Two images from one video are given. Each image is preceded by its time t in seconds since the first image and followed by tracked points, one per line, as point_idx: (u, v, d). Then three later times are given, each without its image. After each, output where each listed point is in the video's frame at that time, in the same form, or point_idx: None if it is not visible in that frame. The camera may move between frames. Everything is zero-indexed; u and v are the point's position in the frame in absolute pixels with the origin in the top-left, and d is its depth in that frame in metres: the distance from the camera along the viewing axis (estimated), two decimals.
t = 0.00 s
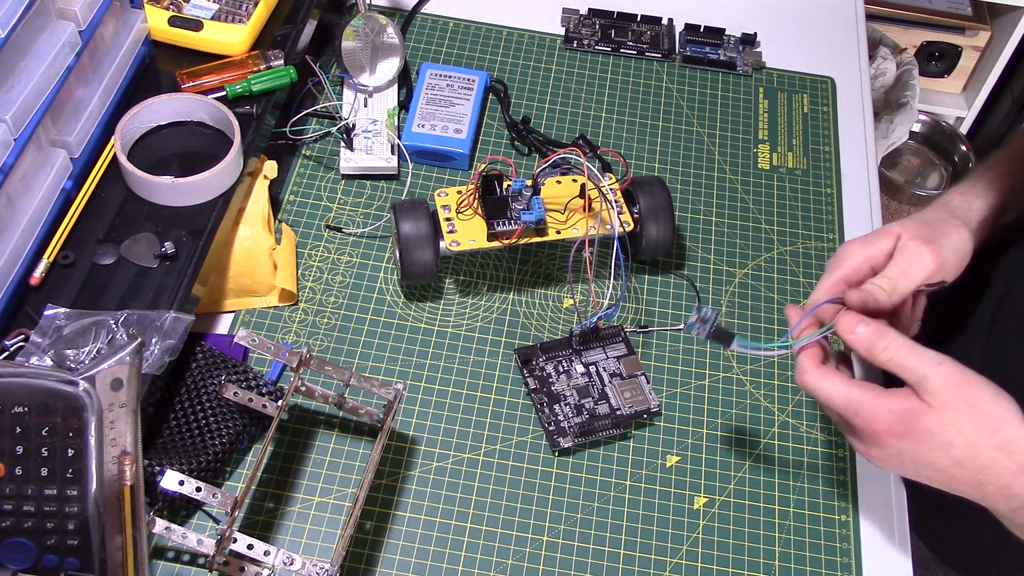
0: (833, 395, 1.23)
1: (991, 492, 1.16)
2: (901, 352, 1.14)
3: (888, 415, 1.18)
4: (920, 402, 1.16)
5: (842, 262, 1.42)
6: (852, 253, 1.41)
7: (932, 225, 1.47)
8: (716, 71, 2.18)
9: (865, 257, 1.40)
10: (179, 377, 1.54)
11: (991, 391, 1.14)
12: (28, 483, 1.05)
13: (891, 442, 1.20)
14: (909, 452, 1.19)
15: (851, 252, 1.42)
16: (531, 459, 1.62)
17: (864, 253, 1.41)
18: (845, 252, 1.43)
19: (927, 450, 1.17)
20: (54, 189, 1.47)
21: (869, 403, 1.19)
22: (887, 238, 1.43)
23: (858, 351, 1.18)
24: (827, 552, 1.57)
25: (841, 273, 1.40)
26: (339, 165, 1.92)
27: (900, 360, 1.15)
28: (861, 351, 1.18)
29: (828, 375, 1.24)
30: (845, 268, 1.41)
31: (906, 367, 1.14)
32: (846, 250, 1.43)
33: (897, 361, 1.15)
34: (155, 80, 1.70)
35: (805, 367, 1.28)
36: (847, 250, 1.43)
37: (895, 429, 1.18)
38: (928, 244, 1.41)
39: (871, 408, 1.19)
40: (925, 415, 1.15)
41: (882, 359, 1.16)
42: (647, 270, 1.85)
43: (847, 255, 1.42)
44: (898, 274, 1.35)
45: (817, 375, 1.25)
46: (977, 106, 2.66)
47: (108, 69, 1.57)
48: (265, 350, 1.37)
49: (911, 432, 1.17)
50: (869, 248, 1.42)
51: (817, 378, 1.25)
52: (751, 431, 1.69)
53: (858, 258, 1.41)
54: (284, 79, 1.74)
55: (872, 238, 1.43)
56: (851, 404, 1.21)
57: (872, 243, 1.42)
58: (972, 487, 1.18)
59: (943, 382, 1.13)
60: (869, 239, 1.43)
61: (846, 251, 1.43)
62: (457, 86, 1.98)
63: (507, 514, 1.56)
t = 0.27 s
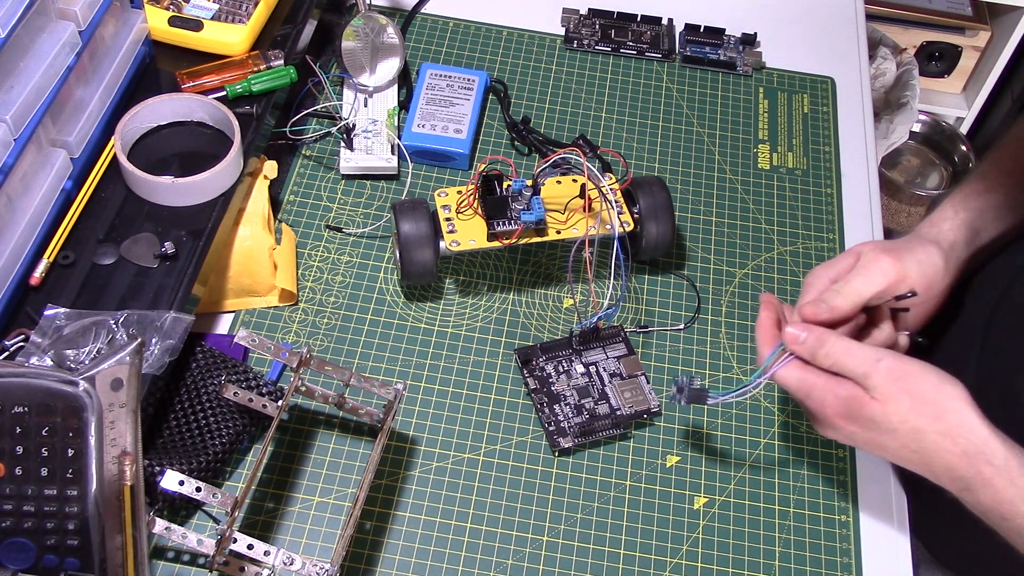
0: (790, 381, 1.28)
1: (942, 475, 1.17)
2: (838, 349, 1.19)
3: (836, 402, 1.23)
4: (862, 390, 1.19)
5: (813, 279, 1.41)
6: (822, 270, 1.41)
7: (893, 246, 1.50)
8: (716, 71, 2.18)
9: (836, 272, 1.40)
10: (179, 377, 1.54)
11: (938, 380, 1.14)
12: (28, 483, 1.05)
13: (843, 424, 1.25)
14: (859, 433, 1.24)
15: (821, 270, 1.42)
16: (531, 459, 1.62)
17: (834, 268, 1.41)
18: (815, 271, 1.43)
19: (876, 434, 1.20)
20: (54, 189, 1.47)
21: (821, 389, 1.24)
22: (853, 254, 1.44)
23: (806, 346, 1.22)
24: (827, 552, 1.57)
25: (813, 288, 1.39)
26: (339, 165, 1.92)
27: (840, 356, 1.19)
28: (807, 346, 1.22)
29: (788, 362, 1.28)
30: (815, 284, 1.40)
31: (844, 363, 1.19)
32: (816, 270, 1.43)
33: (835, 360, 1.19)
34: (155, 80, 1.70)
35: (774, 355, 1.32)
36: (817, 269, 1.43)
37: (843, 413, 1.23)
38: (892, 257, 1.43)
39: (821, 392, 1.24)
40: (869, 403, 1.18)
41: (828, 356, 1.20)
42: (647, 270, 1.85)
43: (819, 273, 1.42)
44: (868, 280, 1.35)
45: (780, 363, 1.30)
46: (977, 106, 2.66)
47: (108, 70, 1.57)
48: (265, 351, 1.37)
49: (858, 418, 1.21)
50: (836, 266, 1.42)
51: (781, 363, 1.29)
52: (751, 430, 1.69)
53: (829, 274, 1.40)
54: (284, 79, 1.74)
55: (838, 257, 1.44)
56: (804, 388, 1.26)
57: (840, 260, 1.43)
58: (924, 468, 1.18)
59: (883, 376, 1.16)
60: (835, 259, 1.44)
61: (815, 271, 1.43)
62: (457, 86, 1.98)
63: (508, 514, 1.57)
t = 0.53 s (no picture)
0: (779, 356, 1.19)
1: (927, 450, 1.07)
2: (828, 323, 1.11)
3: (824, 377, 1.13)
4: (853, 359, 1.10)
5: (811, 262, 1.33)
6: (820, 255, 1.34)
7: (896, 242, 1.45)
8: (716, 71, 2.18)
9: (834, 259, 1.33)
10: (179, 377, 1.54)
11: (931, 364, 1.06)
12: (28, 483, 1.05)
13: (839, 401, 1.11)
14: (851, 413, 1.10)
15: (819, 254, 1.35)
16: (531, 459, 1.62)
17: (831, 254, 1.34)
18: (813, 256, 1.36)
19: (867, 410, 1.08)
20: (54, 190, 1.47)
21: (803, 362, 1.15)
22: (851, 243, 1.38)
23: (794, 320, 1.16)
24: (827, 552, 1.57)
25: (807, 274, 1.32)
26: (339, 166, 1.92)
27: (829, 326, 1.11)
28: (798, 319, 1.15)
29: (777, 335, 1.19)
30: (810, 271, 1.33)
31: (835, 337, 1.10)
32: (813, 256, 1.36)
33: (825, 332, 1.11)
34: (155, 80, 1.70)
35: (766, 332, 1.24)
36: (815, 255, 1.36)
37: (832, 390, 1.12)
38: (891, 251, 1.37)
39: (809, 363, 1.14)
40: (857, 373, 1.09)
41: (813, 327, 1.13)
42: (647, 270, 1.85)
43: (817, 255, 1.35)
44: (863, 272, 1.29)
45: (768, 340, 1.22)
46: (977, 106, 2.66)
47: (108, 70, 1.57)
48: (265, 351, 1.37)
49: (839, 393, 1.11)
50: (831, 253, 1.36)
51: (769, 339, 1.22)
52: (751, 430, 1.69)
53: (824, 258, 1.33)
54: (284, 79, 1.74)
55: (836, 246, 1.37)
56: (793, 359, 1.16)
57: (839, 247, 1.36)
58: (909, 446, 1.08)
59: (878, 345, 1.07)
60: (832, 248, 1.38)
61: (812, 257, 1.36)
62: (457, 86, 1.98)
63: (507, 514, 1.57)
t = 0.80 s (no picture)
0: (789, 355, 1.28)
1: (934, 453, 1.16)
2: (834, 325, 1.19)
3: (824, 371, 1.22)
4: (860, 360, 1.18)
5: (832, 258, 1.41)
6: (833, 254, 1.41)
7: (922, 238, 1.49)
8: (716, 71, 2.18)
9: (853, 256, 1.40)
10: (178, 377, 1.54)
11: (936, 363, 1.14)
12: (28, 483, 1.05)
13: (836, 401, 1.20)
14: (856, 415, 1.19)
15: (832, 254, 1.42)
16: (531, 459, 1.62)
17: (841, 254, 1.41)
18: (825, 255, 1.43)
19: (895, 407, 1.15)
20: (54, 189, 1.47)
21: (805, 359, 1.25)
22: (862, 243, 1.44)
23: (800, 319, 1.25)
24: (827, 552, 1.57)
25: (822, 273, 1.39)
26: (339, 165, 1.92)
27: (829, 327, 1.20)
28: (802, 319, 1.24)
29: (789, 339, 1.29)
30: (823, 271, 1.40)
31: (840, 338, 1.19)
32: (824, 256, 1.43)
33: (832, 333, 1.19)
34: (155, 80, 1.70)
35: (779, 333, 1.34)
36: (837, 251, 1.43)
37: (839, 390, 1.20)
38: (907, 247, 1.41)
39: (814, 365, 1.24)
40: (867, 373, 1.16)
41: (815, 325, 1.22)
42: (647, 270, 1.85)
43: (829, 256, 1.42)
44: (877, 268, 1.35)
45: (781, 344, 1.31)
46: (977, 106, 2.66)
47: (107, 69, 1.57)
48: (265, 350, 1.37)
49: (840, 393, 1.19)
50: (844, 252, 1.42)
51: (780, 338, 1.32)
52: (751, 430, 1.69)
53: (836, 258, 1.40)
54: (284, 79, 1.74)
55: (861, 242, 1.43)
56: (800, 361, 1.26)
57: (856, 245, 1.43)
58: (917, 449, 1.17)
59: (882, 346, 1.16)
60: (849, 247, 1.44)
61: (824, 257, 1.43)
62: (457, 86, 1.98)
63: (507, 514, 1.57)
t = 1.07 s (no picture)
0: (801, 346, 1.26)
1: (945, 450, 1.17)
2: (851, 313, 1.19)
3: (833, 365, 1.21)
4: (873, 351, 1.18)
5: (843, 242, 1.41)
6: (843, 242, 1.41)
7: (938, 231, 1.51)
8: (716, 71, 2.18)
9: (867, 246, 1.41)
10: (178, 377, 1.54)
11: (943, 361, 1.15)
12: (28, 483, 1.05)
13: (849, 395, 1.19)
14: (866, 408, 1.20)
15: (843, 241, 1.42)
16: (531, 459, 1.62)
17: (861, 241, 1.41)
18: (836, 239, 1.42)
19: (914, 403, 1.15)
20: (54, 189, 1.47)
21: (815, 351, 1.23)
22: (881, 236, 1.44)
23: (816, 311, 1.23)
24: (827, 552, 1.57)
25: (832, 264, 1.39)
26: (339, 166, 1.92)
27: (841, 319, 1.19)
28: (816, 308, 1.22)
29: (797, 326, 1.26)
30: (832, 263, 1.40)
31: (857, 327, 1.19)
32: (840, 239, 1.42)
33: (846, 321, 1.19)
34: (155, 80, 1.70)
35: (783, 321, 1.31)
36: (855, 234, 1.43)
37: (852, 381, 1.19)
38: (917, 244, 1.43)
39: (826, 355, 1.22)
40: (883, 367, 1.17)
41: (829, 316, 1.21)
42: (647, 270, 1.85)
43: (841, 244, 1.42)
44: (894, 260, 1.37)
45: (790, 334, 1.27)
46: (977, 105, 2.66)
47: (107, 69, 1.57)
48: (265, 351, 1.37)
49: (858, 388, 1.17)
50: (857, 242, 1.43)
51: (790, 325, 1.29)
52: (751, 430, 1.69)
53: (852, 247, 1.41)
54: (284, 79, 1.74)
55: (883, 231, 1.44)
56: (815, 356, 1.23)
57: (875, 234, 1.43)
58: (927, 444, 1.18)
59: (895, 337, 1.16)
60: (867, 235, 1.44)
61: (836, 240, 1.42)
62: (457, 86, 1.98)
63: (507, 514, 1.57)
